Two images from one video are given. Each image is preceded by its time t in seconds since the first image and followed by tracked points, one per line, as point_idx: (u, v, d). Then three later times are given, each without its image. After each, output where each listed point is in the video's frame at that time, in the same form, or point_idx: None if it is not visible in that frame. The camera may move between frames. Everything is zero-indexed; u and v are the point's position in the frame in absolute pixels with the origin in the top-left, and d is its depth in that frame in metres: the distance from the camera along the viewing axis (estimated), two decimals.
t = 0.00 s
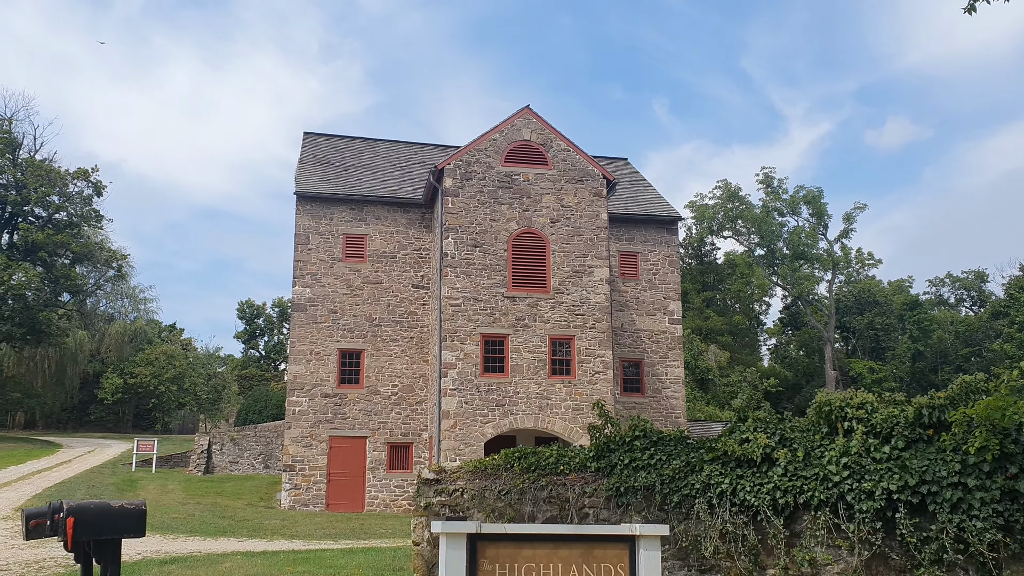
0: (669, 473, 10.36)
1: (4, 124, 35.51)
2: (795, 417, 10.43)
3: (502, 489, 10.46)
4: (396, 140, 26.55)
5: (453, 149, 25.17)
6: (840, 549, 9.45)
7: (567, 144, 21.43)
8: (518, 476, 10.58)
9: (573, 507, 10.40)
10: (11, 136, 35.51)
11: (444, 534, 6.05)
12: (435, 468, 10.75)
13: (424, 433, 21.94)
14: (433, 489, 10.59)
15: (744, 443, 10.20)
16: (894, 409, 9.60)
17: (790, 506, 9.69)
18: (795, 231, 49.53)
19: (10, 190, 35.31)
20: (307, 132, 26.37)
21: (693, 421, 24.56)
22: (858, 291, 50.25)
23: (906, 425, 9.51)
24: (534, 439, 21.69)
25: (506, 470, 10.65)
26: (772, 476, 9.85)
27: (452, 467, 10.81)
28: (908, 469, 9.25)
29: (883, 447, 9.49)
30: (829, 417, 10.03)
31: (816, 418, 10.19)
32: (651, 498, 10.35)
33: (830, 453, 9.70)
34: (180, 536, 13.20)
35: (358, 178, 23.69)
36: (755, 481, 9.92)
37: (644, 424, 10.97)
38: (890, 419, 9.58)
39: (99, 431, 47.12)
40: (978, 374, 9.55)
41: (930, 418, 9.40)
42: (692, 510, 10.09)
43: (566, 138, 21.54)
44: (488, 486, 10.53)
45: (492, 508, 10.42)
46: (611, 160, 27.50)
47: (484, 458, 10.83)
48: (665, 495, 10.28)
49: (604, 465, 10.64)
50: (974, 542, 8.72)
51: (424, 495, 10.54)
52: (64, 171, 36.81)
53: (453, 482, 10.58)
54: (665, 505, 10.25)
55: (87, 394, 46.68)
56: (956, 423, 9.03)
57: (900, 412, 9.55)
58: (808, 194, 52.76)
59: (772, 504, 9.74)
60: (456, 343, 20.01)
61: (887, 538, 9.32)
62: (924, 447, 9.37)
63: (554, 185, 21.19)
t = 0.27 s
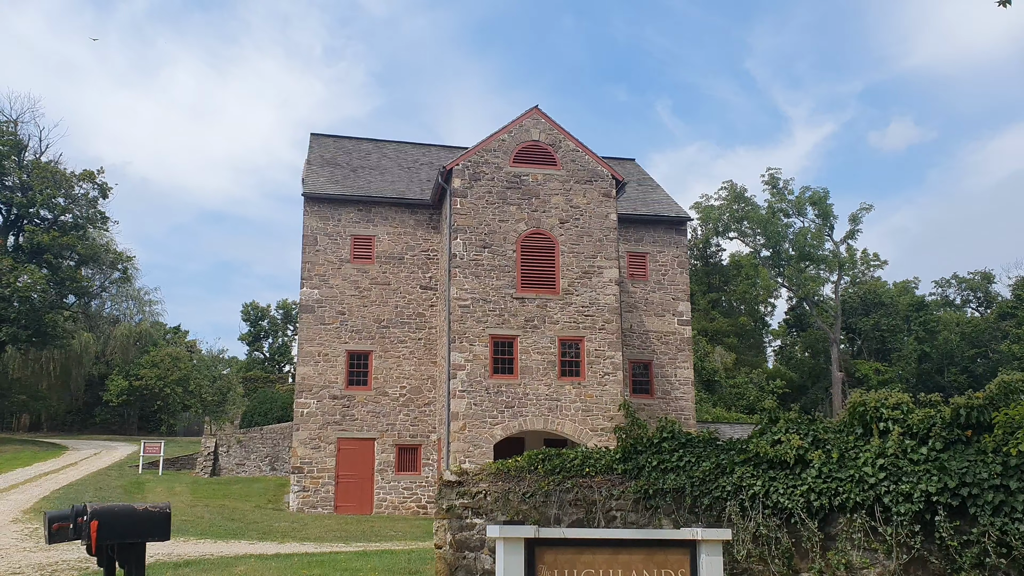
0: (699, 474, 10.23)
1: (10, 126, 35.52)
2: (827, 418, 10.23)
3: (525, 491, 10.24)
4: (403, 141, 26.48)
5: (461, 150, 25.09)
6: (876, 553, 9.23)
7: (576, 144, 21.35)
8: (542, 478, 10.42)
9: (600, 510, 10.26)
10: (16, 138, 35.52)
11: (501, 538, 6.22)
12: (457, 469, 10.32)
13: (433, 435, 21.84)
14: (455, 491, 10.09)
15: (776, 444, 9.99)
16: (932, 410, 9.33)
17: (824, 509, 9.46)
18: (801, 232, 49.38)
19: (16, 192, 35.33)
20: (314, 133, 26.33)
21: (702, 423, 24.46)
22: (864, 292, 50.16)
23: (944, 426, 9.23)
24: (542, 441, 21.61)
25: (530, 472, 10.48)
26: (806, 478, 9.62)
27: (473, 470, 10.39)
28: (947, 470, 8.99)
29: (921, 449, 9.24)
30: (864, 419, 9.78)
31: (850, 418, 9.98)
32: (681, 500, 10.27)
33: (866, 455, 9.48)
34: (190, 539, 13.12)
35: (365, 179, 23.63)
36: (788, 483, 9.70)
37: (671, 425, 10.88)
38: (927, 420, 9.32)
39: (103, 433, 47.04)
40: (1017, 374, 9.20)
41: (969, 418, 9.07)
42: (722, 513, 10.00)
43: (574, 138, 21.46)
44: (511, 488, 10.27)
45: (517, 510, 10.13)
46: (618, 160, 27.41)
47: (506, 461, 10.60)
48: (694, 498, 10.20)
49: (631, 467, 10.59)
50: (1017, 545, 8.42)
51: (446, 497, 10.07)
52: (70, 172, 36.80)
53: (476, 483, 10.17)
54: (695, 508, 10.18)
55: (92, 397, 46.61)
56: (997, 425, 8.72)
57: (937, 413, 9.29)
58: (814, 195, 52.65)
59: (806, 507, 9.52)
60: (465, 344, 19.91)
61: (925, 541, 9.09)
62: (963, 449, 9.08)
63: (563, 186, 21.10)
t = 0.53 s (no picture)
0: (726, 475, 9.87)
1: (13, 126, 35.43)
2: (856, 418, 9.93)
3: (546, 492, 9.88)
4: (408, 141, 26.39)
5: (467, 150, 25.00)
6: (909, 554, 9.02)
7: (583, 143, 21.25)
8: (563, 478, 10.06)
9: (623, 511, 9.85)
10: (19, 138, 35.42)
11: (554, 542, 6.00)
12: (475, 471, 10.37)
13: (439, 436, 21.75)
14: (474, 492, 10.13)
15: (805, 444, 9.73)
16: (966, 410, 9.05)
17: (855, 509, 9.24)
18: (806, 233, 49.30)
19: (19, 193, 35.25)
20: (319, 133, 26.24)
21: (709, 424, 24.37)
22: (868, 294, 49.93)
23: (978, 426, 8.97)
24: (549, 442, 21.54)
25: (550, 473, 10.23)
26: (836, 479, 9.40)
27: (493, 472, 10.45)
28: (982, 470, 8.74)
29: (954, 449, 8.97)
30: (894, 418, 9.49)
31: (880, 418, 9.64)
32: (708, 501, 9.91)
33: (897, 455, 9.23)
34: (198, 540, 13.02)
35: (371, 179, 23.55)
36: (818, 484, 9.48)
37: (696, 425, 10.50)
38: (961, 420, 9.04)
39: (106, 435, 46.93)
40: None
41: (1004, 418, 8.81)
42: (751, 513, 9.71)
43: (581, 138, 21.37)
44: (531, 489, 9.95)
45: (537, 511, 9.74)
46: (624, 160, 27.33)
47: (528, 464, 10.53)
48: (722, 498, 9.84)
49: (655, 468, 10.22)
50: None
51: (464, 499, 10.11)
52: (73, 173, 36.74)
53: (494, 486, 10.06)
54: (722, 508, 9.83)
55: (94, 398, 46.47)
56: None
57: (971, 413, 9.01)
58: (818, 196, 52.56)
59: (836, 508, 9.31)
60: (472, 345, 19.82)
61: (960, 543, 8.84)
62: (998, 449, 8.81)
63: (569, 186, 21.01)
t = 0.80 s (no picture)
0: (754, 471, 8.85)
1: (15, 126, 35.31)
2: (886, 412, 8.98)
3: (567, 489, 9.07)
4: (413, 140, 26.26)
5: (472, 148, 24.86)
6: (946, 553, 8.16)
7: (589, 141, 21.13)
8: (585, 475, 9.24)
9: (647, 510, 9.01)
10: (22, 138, 35.31)
11: (613, 536, 6.01)
12: (493, 467, 9.58)
13: (444, 435, 21.62)
14: (492, 489, 9.40)
15: (836, 439, 8.70)
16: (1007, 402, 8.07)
17: (890, 507, 8.30)
18: (809, 232, 49.18)
19: (21, 192, 35.10)
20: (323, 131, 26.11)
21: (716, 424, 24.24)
22: (871, 293, 49.80)
23: (1018, 420, 8.00)
24: (555, 442, 21.38)
25: (570, 471, 9.38)
26: (868, 475, 8.41)
27: (511, 468, 9.70)
28: None
29: (994, 444, 8.03)
30: (926, 411, 8.51)
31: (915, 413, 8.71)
32: (734, 499, 8.91)
33: (932, 450, 8.25)
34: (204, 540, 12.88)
35: (375, 177, 23.42)
36: (850, 480, 8.48)
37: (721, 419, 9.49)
38: (1000, 414, 8.06)
39: (108, 435, 46.83)
40: None
41: None
42: (781, 511, 8.69)
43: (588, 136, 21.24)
44: (552, 486, 9.18)
45: (558, 510, 8.96)
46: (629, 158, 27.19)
47: (547, 459, 9.74)
48: (751, 495, 8.81)
49: (679, 464, 9.26)
50: None
51: (482, 496, 9.38)
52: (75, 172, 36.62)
53: (515, 483, 9.38)
54: (750, 506, 8.83)
55: (97, 398, 46.35)
56: None
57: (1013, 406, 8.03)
58: (821, 195, 52.45)
59: (870, 505, 8.33)
60: (478, 344, 19.69)
61: (1001, 542, 8.00)
62: None
63: (576, 183, 20.88)
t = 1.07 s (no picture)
0: (783, 474, 8.74)
1: (17, 125, 35.19)
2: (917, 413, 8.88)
3: (588, 493, 8.93)
4: (417, 139, 26.13)
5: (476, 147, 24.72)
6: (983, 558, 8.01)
7: (596, 140, 21.00)
8: (605, 478, 9.06)
9: (671, 514, 8.87)
10: (23, 138, 35.18)
11: (677, 548, 5.29)
12: (511, 470, 9.44)
13: (449, 436, 21.48)
14: (509, 492, 9.24)
15: (868, 441, 8.60)
16: None
17: (925, 510, 8.14)
18: (813, 232, 49.02)
19: (23, 192, 34.96)
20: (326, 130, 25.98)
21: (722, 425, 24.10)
22: (875, 293, 49.56)
23: None
24: (561, 443, 21.32)
25: (590, 473, 9.15)
26: (902, 478, 8.29)
27: (527, 469, 9.53)
28: None
29: None
30: (961, 413, 8.44)
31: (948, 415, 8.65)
32: (762, 503, 8.78)
33: (970, 452, 8.14)
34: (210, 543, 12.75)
35: (380, 176, 23.29)
36: (883, 483, 8.36)
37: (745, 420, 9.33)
38: None
39: (110, 435, 46.69)
40: None
41: None
42: (811, 515, 8.57)
43: (594, 134, 21.11)
44: (571, 490, 9.04)
45: (578, 514, 8.89)
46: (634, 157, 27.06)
47: (566, 460, 9.51)
48: (779, 499, 8.71)
49: (704, 467, 9.08)
50: None
51: (499, 499, 9.21)
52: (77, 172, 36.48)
53: (533, 486, 9.19)
54: (778, 509, 8.71)
55: (98, 399, 46.19)
56: None
57: None
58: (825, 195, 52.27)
59: (904, 509, 8.19)
60: (484, 344, 19.55)
61: None
62: None
63: (582, 183, 20.75)
